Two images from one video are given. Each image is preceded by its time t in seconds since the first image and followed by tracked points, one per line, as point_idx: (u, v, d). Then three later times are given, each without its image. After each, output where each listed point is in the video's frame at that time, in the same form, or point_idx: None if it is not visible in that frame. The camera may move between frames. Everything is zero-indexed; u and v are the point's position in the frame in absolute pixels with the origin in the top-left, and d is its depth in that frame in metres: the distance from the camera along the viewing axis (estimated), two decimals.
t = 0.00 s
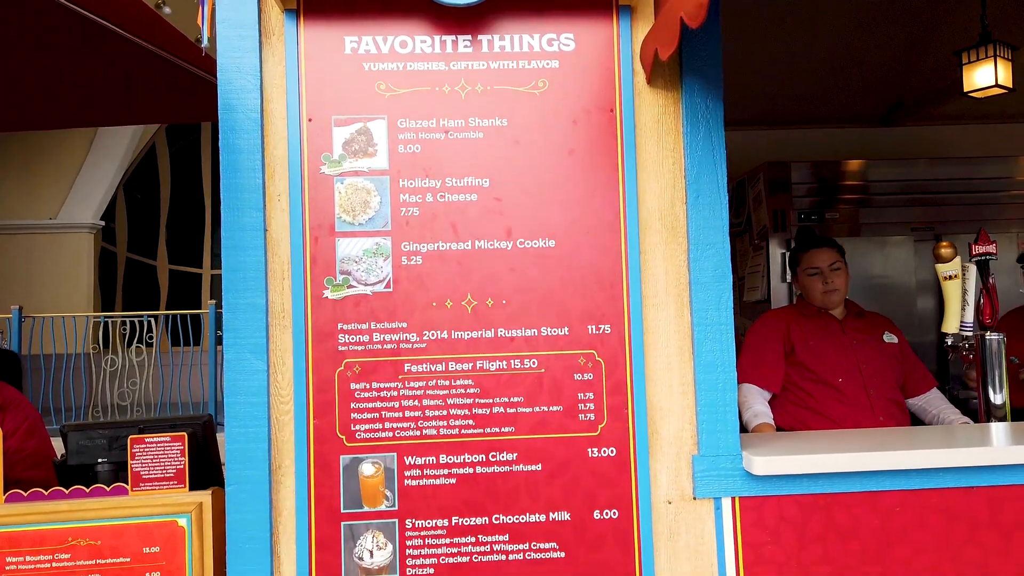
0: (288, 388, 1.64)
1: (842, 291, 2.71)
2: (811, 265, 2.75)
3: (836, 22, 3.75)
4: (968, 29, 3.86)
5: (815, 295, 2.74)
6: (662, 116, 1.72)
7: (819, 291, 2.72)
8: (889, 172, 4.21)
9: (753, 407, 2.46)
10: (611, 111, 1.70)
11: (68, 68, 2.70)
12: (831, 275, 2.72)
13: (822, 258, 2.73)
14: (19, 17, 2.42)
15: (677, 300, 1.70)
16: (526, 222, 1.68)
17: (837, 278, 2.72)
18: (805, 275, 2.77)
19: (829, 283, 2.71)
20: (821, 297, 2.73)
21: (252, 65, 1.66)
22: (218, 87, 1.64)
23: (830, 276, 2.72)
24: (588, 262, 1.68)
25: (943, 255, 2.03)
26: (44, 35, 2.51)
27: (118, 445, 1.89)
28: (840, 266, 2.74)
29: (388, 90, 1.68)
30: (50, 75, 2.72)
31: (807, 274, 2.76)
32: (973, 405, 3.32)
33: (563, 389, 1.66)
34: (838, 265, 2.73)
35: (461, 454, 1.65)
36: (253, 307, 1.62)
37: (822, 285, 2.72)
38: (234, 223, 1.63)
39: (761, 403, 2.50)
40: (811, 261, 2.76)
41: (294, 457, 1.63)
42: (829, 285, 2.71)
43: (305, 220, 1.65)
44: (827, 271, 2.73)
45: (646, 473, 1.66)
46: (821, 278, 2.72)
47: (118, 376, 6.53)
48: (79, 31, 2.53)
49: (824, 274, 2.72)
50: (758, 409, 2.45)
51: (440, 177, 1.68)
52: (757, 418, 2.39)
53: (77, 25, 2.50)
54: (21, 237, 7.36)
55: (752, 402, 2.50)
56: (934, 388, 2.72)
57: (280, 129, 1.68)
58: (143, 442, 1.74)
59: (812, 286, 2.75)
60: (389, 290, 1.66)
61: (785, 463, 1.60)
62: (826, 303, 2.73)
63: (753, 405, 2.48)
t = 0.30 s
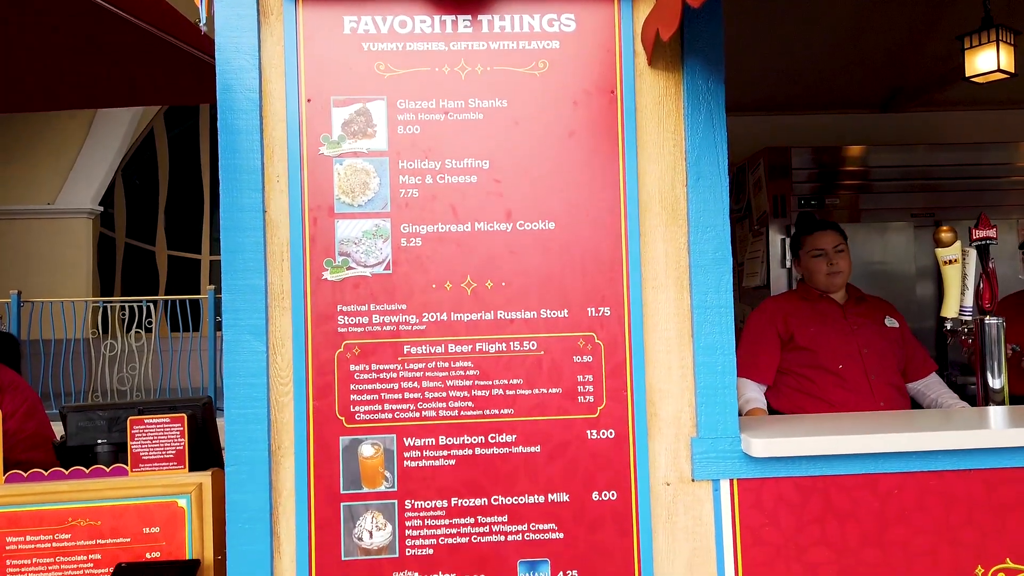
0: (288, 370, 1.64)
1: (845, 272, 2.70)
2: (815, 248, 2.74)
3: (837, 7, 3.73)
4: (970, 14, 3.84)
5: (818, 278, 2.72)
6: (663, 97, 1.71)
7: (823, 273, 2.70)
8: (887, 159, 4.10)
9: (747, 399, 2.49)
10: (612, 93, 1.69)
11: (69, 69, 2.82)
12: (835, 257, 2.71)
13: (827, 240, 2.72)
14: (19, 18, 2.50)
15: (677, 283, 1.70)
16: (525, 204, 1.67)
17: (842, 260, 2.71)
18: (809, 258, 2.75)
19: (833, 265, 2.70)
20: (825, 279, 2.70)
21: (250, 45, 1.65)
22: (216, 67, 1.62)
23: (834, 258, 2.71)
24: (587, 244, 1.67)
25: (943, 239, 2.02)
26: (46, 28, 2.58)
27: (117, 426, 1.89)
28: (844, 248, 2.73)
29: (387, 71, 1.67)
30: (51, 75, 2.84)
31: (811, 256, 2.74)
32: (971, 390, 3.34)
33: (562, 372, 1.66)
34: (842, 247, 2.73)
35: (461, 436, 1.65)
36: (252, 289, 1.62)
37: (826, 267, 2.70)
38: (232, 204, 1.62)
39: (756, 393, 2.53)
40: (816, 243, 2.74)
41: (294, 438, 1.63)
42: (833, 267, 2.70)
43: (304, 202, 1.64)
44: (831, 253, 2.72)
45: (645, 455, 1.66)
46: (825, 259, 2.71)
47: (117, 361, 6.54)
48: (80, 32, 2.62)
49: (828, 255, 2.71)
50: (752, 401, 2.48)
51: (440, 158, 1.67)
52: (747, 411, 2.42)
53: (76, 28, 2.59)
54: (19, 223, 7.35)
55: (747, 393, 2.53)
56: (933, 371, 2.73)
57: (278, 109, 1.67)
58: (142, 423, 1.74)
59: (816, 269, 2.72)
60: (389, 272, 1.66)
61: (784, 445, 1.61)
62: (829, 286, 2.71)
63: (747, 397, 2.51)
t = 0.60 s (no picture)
0: (288, 354, 1.64)
1: (846, 262, 2.70)
2: (817, 237, 2.72)
3: None
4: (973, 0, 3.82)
5: (819, 267, 2.71)
6: (663, 81, 1.70)
7: (825, 263, 2.69)
8: (891, 145, 3.94)
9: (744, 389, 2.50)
10: (612, 76, 1.68)
11: (70, 69, 2.90)
12: (837, 246, 2.70)
13: (829, 230, 2.70)
14: (19, 18, 2.54)
15: (676, 268, 1.70)
16: (526, 188, 1.67)
17: (844, 250, 2.70)
18: (810, 247, 2.74)
19: (835, 255, 2.69)
20: (826, 269, 2.70)
21: (249, 27, 1.64)
22: (215, 50, 1.62)
23: (836, 247, 2.70)
24: (587, 229, 1.67)
25: (943, 225, 2.02)
26: (46, 29, 2.62)
27: (118, 409, 1.90)
28: (846, 238, 2.72)
29: (386, 54, 1.66)
30: (52, 76, 2.93)
31: (813, 245, 2.73)
32: (970, 377, 3.35)
33: (561, 356, 1.67)
34: (845, 237, 2.71)
35: (460, 420, 1.66)
36: (252, 273, 1.62)
37: (828, 256, 2.69)
38: (231, 188, 1.62)
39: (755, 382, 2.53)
40: (818, 232, 2.72)
41: (293, 421, 1.63)
42: (834, 257, 2.69)
43: (303, 185, 1.64)
44: (834, 242, 2.70)
45: (644, 439, 1.67)
46: (827, 249, 2.69)
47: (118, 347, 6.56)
48: (80, 33, 2.67)
49: (830, 245, 2.70)
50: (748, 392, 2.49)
51: (439, 142, 1.67)
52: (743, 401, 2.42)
53: (76, 29, 2.64)
54: (19, 209, 7.36)
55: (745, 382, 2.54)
56: (932, 358, 2.73)
57: (278, 92, 1.66)
58: (143, 407, 1.73)
59: (818, 258, 2.71)
60: (389, 257, 1.66)
61: (781, 429, 1.61)
62: (830, 275, 2.71)
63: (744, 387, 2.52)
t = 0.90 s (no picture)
0: (289, 339, 1.64)
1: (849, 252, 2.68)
2: (820, 226, 2.70)
3: None
4: None
5: (822, 256, 2.70)
6: (666, 68, 1.70)
7: (828, 252, 2.68)
8: (894, 134, 3.91)
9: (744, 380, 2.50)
10: (614, 62, 1.67)
11: (69, 68, 2.99)
12: (840, 236, 2.68)
13: (833, 219, 2.68)
14: (19, 18, 2.62)
15: (677, 255, 1.70)
16: (527, 174, 1.67)
17: (847, 240, 2.68)
18: (814, 235, 2.73)
19: (838, 245, 2.67)
20: (829, 258, 2.69)
21: (250, 12, 1.63)
22: (216, 35, 1.61)
23: (839, 237, 2.68)
24: (590, 215, 1.67)
25: (946, 213, 2.01)
26: (47, 28, 2.70)
27: (120, 395, 1.92)
28: (850, 227, 2.69)
29: (388, 38, 1.65)
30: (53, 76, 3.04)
31: (816, 234, 2.71)
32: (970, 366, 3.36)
33: (562, 342, 1.67)
34: (848, 227, 2.69)
35: (461, 406, 1.66)
36: (253, 258, 1.62)
37: (830, 246, 2.68)
38: (232, 173, 1.62)
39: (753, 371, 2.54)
40: (822, 221, 2.70)
41: (295, 407, 1.64)
42: (837, 247, 2.67)
43: (304, 170, 1.64)
44: (837, 232, 2.69)
45: (645, 425, 1.67)
46: (830, 239, 2.68)
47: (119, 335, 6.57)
48: (80, 34, 2.77)
49: (833, 234, 2.68)
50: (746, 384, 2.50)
51: (441, 128, 1.66)
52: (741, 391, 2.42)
53: (77, 31, 2.75)
54: (21, 196, 7.35)
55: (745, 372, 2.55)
56: (934, 347, 2.73)
57: (279, 77, 1.65)
58: (144, 392, 1.75)
59: (820, 247, 2.70)
60: (390, 243, 1.65)
61: (781, 417, 1.61)
62: (833, 265, 2.70)
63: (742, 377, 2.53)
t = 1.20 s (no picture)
0: (292, 321, 1.64)
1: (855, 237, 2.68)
2: (827, 211, 2.70)
3: None
4: None
5: (829, 242, 2.70)
6: (670, 51, 1.68)
7: (834, 238, 2.68)
8: (899, 119, 3.86)
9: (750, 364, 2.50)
10: (619, 44, 1.66)
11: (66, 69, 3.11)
12: (847, 221, 2.68)
13: (841, 205, 2.68)
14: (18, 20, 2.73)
15: (681, 238, 1.69)
16: (531, 157, 1.66)
17: (854, 226, 2.68)
18: (821, 221, 2.72)
19: (845, 230, 2.67)
20: (835, 244, 2.68)
21: None
22: (218, 15, 1.60)
23: (846, 222, 2.68)
24: (593, 198, 1.66)
25: (950, 199, 2.01)
26: (47, 29, 2.82)
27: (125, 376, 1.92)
28: (858, 213, 2.69)
29: (390, 19, 1.64)
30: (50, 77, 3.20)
31: (823, 219, 2.71)
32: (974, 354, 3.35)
33: (564, 326, 1.66)
34: (855, 212, 2.69)
35: (464, 389, 1.66)
36: (255, 240, 1.61)
37: (837, 231, 2.68)
38: (235, 154, 1.61)
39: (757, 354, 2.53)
40: (830, 207, 2.70)
41: (297, 389, 1.64)
42: (843, 233, 2.67)
43: (306, 152, 1.63)
44: (844, 217, 2.69)
45: (646, 409, 1.67)
46: (837, 224, 2.68)
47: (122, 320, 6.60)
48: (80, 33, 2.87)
49: (840, 220, 2.68)
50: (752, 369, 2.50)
51: (444, 110, 1.65)
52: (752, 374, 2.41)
53: (76, 29, 2.85)
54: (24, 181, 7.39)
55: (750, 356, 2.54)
56: (937, 334, 2.73)
57: (281, 59, 1.64)
58: (147, 373, 1.74)
59: (827, 233, 2.70)
60: (392, 226, 1.65)
61: (783, 401, 1.61)
62: (840, 250, 2.69)
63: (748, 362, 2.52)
